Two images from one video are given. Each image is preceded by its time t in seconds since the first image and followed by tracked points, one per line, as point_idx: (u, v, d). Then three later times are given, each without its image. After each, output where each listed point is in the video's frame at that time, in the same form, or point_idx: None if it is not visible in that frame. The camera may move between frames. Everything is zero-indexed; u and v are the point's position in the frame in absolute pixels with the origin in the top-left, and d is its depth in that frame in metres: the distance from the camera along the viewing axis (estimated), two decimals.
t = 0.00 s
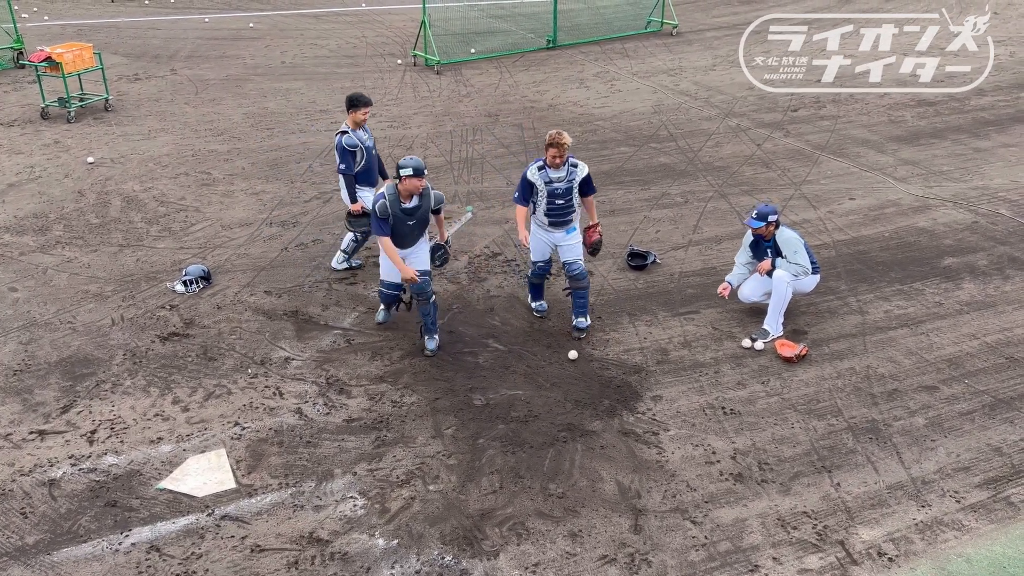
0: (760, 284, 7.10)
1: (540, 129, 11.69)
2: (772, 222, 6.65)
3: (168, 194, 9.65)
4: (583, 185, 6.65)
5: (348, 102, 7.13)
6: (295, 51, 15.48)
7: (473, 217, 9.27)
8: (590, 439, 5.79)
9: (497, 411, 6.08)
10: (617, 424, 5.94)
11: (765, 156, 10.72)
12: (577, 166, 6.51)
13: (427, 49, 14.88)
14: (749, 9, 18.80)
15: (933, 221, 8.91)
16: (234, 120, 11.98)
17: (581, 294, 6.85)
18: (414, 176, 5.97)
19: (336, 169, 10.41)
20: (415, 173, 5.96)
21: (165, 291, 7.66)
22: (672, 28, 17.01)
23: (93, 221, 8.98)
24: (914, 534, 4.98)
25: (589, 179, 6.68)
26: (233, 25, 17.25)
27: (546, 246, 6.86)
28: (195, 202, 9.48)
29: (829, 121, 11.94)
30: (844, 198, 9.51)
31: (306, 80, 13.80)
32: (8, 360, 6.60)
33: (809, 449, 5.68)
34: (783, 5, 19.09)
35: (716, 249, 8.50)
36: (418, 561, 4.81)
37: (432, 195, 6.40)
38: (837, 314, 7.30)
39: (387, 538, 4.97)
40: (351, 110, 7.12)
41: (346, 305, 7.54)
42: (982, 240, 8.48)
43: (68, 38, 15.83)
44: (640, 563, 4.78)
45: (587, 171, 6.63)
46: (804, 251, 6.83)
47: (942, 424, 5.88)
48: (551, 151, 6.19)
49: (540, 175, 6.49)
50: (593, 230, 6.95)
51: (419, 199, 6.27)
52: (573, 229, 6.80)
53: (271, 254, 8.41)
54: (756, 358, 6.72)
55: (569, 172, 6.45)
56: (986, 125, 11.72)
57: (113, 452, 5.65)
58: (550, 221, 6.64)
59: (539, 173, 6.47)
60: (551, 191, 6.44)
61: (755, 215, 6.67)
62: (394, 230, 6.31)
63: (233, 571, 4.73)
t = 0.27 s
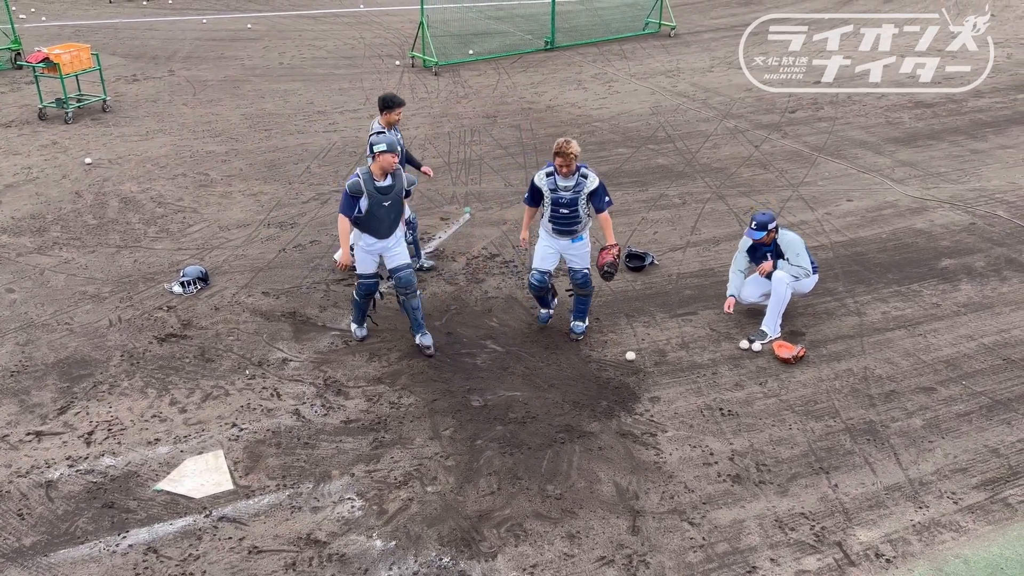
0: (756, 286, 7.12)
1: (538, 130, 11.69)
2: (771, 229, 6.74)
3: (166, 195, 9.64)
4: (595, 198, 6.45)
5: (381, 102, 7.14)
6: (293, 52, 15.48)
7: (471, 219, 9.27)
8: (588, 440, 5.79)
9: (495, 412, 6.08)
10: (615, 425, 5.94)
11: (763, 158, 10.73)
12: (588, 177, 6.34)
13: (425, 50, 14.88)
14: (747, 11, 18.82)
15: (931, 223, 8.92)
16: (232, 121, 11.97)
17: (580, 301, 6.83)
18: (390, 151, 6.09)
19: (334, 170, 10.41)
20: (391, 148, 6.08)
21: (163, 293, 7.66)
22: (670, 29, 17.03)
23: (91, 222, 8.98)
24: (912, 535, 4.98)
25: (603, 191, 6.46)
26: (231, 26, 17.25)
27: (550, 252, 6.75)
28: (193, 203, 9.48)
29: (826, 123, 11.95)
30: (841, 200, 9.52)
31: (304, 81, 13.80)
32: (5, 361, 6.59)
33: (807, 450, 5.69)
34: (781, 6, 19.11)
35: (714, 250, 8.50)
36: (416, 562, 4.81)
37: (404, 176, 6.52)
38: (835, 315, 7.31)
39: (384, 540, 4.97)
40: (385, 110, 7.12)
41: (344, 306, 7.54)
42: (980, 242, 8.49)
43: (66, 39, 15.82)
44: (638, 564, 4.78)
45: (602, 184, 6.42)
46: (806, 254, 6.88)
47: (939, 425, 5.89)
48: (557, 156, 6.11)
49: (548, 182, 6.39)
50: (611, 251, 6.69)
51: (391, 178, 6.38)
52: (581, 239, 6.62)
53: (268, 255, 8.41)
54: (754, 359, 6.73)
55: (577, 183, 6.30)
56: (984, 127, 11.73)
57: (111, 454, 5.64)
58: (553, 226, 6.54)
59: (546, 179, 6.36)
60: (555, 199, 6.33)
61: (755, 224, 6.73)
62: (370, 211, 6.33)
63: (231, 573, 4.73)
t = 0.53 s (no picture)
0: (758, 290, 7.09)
1: (535, 131, 11.69)
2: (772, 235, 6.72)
3: (163, 196, 9.64)
4: (591, 208, 6.19)
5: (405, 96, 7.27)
6: (291, 53, 15.48)
7: (469, 220, 9.27)
8: (586, 441, 5.79)
9: (493, 414, 6.07)
10: (612, 426, 5.94)
11: (761, 159, 10.74)
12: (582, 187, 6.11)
13: (422, 51, 14.88)
14: (745, 12, 18.84)
15: (928, 224, 8.93)
16: (230, 122, 11.97)
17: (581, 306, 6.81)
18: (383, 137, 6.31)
19: (332, 171, 10.41)
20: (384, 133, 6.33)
21: (160, 294, 7.65)
22: (668, 31, 17.05)
23: (88, 223, 8.97)
24: (909, 536, 4.98)
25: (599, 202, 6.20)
26: (228, 27, 17.25)
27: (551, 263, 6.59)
28: (190, 204, 9.47)
29: (824, 124, 11.97)
30: (839, 201, 9.53)
31: (302, 82, 13.80)
32: (3, 362, 6.58)
33: (805, 452, 5.69)
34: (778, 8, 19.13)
35: (712, 252, 8.51)
36: (414, 563, 4.80)
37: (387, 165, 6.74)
38: (833, 316, 7.31)
39: (382, 541, 4.96)
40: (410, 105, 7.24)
41: (342, 307, 7.53)
42: (977, 243, 8.50)
43: (64, 40, 15.81)
44: (636, 565, 4.78)
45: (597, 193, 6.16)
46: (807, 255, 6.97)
47: (937, 426, 5.90)
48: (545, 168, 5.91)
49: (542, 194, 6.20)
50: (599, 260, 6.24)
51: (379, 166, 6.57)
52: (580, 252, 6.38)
53: (266, 256, 8.40)
54: (752, 361, 6.73)
55: (569, 193, 6.07)
56: (981, 128, 11.75)
57: (108, 455, 5.64)
58: (550, 240, 6.33)
59: (540, 191, 6.18)
60: (547, 212, 6.15)
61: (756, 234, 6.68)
62: (365, 199, 6.50)
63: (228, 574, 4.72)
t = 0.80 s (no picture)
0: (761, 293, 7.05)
1: (533, 133, 11.70)
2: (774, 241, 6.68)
3: (160, 197, 9.63)
4: (581, 215, 6.10)
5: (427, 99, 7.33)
6: (288, 54, 15.48)
7: (466, 221, 9.27)
8: (583, 443, 5.79)
9: (490, 415, 6.07)
10: (610, 427, 5.95)
11: (758, 161, 10.75)
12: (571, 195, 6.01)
13: (420, 53, 14.89)
14: (743, 14, 18.86)
15: (925, 226, 8.95)
16: (228, 123, 11.96)
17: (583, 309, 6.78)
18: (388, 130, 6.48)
19: (329, 172, 10.41)
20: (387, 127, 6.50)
21: (158, 294, 7.64)
22: (665, 32, 17.07)
23: (85, 224, 8.96)
24: (906, 537, 4.99)
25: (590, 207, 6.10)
26: (226, 28, 17.25)
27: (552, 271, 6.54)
28: (188, 205, 9.46)
29: (821, 126, 11.98)
30: (836, 203, 9.54)
31: (299, 83, 13.80)
32: None
33: (802, 453, 5.70)
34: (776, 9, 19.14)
35: (709, 253, 8.52)
36: (411, 565, 4.80)
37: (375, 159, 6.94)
38: (830, 318, 7.32)
39: (379, 542, 4.96)
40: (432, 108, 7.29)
41: (339, 308, 7.52)
42: (974, 245, 8.52)
43: (62, 41, 15.81)
44: (633, 566, 4.78)
45: (585, 200, 6.06)
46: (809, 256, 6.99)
47: (934, 427, 5.90)
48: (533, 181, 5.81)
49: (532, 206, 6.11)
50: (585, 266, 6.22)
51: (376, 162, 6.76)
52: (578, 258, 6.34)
53: (264, 257, 8.40)
54: (749, 362, 6.74)
55: (558, 204, 5.97)
56: (978, 130, 11.77)
57: (105, 456, 5.63)
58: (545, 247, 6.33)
59: (530, 203, 6.10)
60: (539, 223, 6.07)
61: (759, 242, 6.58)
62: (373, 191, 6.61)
63: None
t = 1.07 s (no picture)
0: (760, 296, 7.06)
1: (531, 134, 11.71)
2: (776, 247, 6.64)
3: (157, 197, 9.62)
4: (575, 245, 5.82)
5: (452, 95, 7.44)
6: (286, 55, 15.47)
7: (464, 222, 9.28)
8: (580, 444, 5.79)
9: (488, 416, 6.07)
10: (607, 428, 5.95)
11: (755, 162, 10.76)
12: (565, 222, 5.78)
13: (418, 54, 14.88)
14: (740, 15, 18.88)
15: (922, 227, 8.96)
16: (225, 124, 11.95)
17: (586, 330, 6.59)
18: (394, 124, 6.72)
19: (327, 173, 10.41)
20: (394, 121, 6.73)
21: (154, 296, 7.63)
22: (662, 33, 17.07)
23: (82, 225, 8.94)
24: (903, 538, 4.99)
25: (586, 238, 5.80)
26: (224, 29, 17.23)
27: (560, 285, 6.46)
28: (185, 206, 9.45)
29: (818, 127, 12.00)
30: (833, 204, 9.55)
31: (297, 84, 13.80)
32: None
33: (799, 454, 5.70)
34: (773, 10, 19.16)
35: (706, 254, 8.52)
36: (408, 566, 4.80)
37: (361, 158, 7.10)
38: (827, 319, 7.33)
39: (377, 543, 4.96)
40: (456, 104, 7.38)
41: (337, 309, 7.52)
42: (970, 246, 8.53)
43: (58, 42, 15.78)
44: (630, 567, 4.78)
45: (581, 230, 5.78)
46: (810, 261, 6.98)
47: (930, 428, 5.91)
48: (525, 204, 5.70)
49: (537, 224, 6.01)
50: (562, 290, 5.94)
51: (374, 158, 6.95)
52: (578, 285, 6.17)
53: (261, 258, 8.39)
54: (746, 363, 6.74)
55: (551, 231, 5.80)
56: (974, 131, 11.80)
57: (101, 457, 5.62)
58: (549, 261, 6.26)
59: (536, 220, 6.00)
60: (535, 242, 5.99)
61: (762, 249, 6.57)
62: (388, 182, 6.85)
63: None
